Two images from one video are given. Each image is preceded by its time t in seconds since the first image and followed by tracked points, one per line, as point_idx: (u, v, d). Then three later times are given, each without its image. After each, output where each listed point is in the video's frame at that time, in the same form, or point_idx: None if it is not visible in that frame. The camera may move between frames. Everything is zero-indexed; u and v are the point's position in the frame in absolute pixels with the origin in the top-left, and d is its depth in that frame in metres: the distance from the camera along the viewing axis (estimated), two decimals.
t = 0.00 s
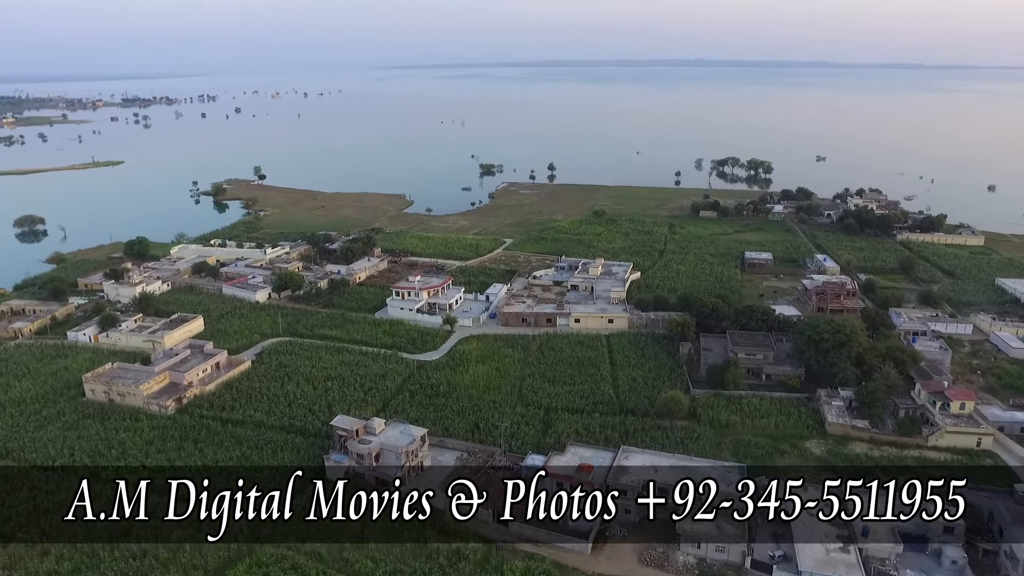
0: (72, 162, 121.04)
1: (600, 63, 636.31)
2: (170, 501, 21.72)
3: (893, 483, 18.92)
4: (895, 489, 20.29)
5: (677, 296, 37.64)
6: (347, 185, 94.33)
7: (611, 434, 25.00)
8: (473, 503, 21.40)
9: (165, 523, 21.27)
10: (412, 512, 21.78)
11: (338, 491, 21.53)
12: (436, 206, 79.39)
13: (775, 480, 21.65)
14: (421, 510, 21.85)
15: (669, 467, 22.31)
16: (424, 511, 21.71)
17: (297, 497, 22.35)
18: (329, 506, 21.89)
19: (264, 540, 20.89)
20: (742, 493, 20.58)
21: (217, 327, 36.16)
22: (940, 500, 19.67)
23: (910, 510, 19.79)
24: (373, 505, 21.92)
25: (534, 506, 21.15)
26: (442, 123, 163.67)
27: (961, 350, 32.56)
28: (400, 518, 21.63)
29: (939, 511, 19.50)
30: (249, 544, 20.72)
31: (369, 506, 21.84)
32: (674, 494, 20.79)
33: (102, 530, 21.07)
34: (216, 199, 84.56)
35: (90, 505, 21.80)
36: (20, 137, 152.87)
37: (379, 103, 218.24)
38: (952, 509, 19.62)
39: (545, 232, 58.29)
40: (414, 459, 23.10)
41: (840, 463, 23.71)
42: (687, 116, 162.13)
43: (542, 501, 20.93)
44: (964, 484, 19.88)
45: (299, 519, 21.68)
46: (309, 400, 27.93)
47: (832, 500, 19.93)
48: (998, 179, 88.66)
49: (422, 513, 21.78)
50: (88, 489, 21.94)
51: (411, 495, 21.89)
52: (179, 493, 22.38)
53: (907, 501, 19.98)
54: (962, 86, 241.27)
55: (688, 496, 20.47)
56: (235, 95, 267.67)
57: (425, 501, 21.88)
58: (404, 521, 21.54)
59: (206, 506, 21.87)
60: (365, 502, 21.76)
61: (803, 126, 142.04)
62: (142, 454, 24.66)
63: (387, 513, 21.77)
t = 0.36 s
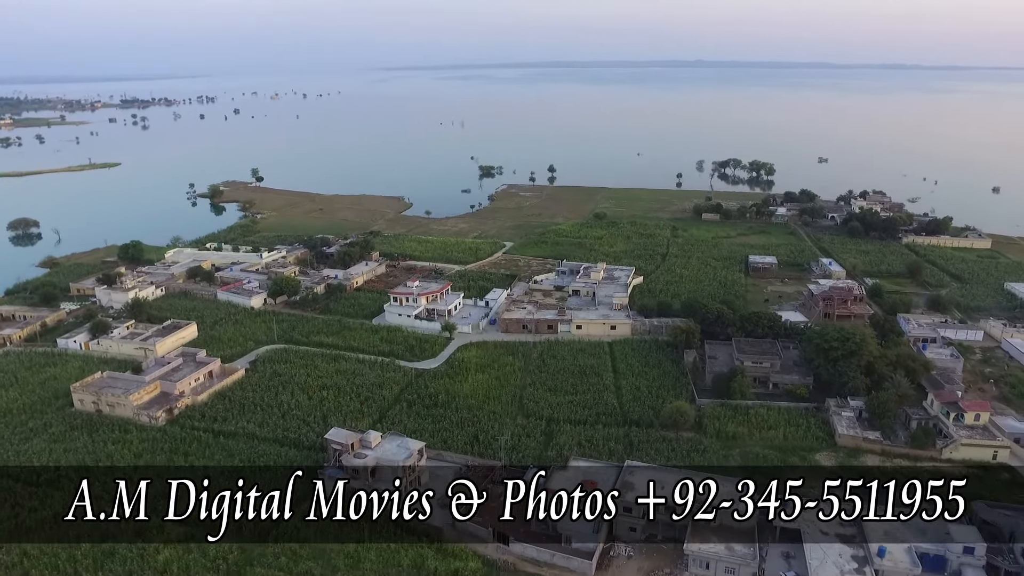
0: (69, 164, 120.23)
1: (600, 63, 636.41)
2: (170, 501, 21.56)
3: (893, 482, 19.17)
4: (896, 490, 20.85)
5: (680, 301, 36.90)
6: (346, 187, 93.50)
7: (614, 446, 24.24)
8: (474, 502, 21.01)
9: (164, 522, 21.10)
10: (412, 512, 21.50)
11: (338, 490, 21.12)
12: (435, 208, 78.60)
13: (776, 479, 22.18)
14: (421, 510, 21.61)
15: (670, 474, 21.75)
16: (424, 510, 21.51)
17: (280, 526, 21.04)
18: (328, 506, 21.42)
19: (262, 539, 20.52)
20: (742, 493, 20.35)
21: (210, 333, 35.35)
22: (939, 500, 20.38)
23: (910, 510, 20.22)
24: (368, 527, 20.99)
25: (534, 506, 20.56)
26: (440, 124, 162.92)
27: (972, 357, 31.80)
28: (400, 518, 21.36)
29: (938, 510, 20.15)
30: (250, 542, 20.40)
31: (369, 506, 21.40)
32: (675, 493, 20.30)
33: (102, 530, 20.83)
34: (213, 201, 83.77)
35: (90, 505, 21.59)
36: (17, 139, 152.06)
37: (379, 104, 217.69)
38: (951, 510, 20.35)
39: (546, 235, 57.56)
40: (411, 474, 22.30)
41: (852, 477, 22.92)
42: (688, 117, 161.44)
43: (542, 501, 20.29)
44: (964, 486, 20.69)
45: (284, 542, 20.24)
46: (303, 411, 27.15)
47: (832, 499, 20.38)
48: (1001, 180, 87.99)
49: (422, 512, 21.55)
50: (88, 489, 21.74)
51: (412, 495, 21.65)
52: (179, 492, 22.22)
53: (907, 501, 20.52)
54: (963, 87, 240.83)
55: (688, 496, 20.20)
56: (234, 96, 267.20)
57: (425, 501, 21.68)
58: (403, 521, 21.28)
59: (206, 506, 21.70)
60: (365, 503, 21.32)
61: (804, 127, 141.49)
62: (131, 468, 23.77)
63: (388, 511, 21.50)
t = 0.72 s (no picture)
0: (65, 164, 119.34)
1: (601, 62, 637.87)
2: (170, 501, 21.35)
3: (892, 483, 19.37)
4: (896, 490, 20.69)
5: (684, 305, 36.17)
6: (345, 186, 92.77)
7: (618, 457, 23.48)
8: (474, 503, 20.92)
9: (164, 523, 20.92)
10: (412, 512, 21.10)
11: (338, 490, 20.91)
12: (435, 208, 77.86)
13: (777, 480, 22.45)
14: (421, 510, 21.14)
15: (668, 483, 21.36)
16: (424, 510, 21.11)
17: (271, 545, 19.89)
18: (329, 506, 21.11)
19: (264, 539, 20.30)
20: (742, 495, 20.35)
21: (204, 339, 34.54)
22: (938, 500, 20.47)
23: (911, 510, 20.15)
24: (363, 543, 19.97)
25: (534, 506, 20.28)
26: (440, 123, 162.12)
27: (984, 362, 31.06)
28: (400, 518, 21.07)
29: (938, 510, 20.27)
30: (246, 543, 20.11)
31: (369, 506, 21.08)
32: (675, 493, 20.17)
33: (101, 528, 20.68)
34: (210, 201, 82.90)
35: (90, 505, 21.41)
36: (14, 138, 151.14)
37: (377, 104, 216.72)
38: (952, 510, 20.50)
39: (547, 236, 56.83)
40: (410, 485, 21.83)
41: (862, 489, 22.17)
42: (689, 116, 160.69)
43: (542, 500, 20.02)
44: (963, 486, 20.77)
45: (276, 559, 19.11)
46: (298, 419, 26.35)
47: (831, 500, 20.67)
48: (1007, 179, 87.23)
49: (422, 512, 21.13)
50: (88, 489, 21.58)
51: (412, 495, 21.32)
52: (179, 492, 21.93)
53: (907, 501, 20.44)
54: (965, 86, 240.05)
55: (688, 496, 20.06)
56: (233, 95, 266.24)
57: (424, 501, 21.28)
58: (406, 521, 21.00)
59: (206, 506, 21.42)
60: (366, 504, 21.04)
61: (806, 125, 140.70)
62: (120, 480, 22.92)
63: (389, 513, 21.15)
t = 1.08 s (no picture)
0: (61, 161, 118.20)
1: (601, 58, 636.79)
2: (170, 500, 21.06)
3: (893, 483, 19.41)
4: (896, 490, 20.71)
5: (689, 307, 35.41)
6: (344, 183, 91.79)
7: (623, 466, 22.69)
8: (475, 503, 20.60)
9: (164, 523, 20.60)
10: (412, 512, 20.84)
11: (339, 488, 20.38)
12: (434, 206, 76.93)
13: (778, 480, 22.08)
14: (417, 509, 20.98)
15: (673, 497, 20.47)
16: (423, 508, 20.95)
17: (261, 563, 18.96)
18: (329, 506, 20.61)
19: (264, 541, 19.96)
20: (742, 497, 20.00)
21: (197, 342, 33.72)
22: (939, 500, 20.51)
23: (911, 510, 20.33)
24: (359, 556, 19.11)
25: (534, 506, 20.32)
26: (439, 120, 161.19)
27: (997, 366, 30.31)
28: (400, 519, 20.62)
29: (938, 511, 20.40)
30: (246, 544, 19.79)
31: (369, 506, 20.29)
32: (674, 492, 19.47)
33: (102, 530, 20.46)
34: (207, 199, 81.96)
35: (90, 504, 21.23)
36: (10, 135, 149.84)
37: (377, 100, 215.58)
38: (951, 510, 20.60)
39: (548, 235, 55.98)
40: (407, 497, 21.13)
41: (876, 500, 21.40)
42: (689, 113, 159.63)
43: (542, 500, 19.81)
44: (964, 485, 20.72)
45: None
46: (293, 427, 25.56)
47: (832, 499, 20.38)
48: (1012, 177, 86.40)
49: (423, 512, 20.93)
50: (88, 488, 21.33)
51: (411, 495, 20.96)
52: (179, 492, 21.66)
53: (906, 501, 20.56)
54: (968, 82, 238.87)
55: (688, 495, 19.31)
56: (232, 91, 264.92)
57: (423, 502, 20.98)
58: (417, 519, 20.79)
59: (206, 506, 21.07)
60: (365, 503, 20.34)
61: (808, 122, 139.78)
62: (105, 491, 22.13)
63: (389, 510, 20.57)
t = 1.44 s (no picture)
0: (58, 157, 117.23)
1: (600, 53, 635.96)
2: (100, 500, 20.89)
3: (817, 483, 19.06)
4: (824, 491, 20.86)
5: (694, 308, 34.64)
6: (343, 179, 90.97)
7: (628, 477, 21.91)
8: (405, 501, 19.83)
9: (95, 523, 20.38)
10: (341, 512, 19.70)
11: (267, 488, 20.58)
12: (433, 203, 76.09)
13: (706, 479, 21.80)
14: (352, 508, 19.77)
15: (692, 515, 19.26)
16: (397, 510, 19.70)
17: None
18: (257, 506, 20.79)
19: (192, 540, 19.68)
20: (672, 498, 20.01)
21: (191, 344, 32.87)
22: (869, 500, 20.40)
23: (839, 511, 20.56)
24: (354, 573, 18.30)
25: (462, 506, 20.54)
26: (439, 115, 160.18)
27: (1011, 369, 29.52)
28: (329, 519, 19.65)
29: (867, 511, 20.34)
30: (175, 542, 19.54)
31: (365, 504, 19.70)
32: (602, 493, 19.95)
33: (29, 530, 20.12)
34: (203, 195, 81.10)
35: (18, 505, 20.87)
36: (8, 131, 148.91)
37: (377, 96, 214.30)
38: (881, 510, 20.36)
39: (549, 233, 55.18)
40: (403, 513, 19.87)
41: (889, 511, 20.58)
42: (691, 108, 158.65)
43: (471, 499, 20.50)
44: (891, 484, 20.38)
45: None
46: (286, 434, 24.79)
47: (762, 497, 19.46)
48: (1018, 173, 85.52)
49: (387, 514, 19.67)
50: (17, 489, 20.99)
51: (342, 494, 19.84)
52: (109, 491, 21.45)
53: (836, 501, 20.74)
54: (970, 76, 237.87)
55: (616, 495, 19.64)
56: (232, 87, 263.75)
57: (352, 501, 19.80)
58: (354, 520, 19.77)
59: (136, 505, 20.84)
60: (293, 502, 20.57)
61: (811, 118, 138.81)
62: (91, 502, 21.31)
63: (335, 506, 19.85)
